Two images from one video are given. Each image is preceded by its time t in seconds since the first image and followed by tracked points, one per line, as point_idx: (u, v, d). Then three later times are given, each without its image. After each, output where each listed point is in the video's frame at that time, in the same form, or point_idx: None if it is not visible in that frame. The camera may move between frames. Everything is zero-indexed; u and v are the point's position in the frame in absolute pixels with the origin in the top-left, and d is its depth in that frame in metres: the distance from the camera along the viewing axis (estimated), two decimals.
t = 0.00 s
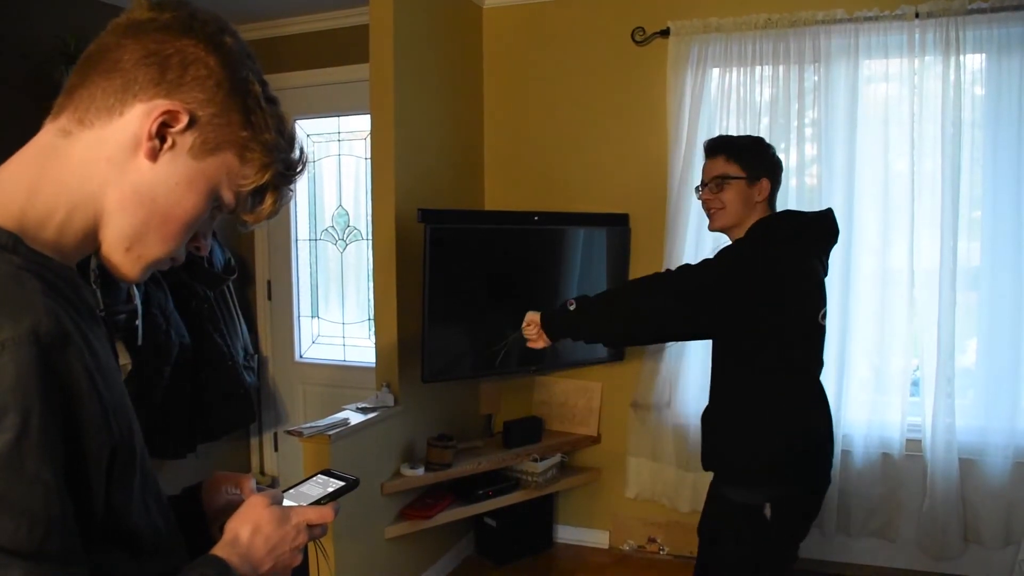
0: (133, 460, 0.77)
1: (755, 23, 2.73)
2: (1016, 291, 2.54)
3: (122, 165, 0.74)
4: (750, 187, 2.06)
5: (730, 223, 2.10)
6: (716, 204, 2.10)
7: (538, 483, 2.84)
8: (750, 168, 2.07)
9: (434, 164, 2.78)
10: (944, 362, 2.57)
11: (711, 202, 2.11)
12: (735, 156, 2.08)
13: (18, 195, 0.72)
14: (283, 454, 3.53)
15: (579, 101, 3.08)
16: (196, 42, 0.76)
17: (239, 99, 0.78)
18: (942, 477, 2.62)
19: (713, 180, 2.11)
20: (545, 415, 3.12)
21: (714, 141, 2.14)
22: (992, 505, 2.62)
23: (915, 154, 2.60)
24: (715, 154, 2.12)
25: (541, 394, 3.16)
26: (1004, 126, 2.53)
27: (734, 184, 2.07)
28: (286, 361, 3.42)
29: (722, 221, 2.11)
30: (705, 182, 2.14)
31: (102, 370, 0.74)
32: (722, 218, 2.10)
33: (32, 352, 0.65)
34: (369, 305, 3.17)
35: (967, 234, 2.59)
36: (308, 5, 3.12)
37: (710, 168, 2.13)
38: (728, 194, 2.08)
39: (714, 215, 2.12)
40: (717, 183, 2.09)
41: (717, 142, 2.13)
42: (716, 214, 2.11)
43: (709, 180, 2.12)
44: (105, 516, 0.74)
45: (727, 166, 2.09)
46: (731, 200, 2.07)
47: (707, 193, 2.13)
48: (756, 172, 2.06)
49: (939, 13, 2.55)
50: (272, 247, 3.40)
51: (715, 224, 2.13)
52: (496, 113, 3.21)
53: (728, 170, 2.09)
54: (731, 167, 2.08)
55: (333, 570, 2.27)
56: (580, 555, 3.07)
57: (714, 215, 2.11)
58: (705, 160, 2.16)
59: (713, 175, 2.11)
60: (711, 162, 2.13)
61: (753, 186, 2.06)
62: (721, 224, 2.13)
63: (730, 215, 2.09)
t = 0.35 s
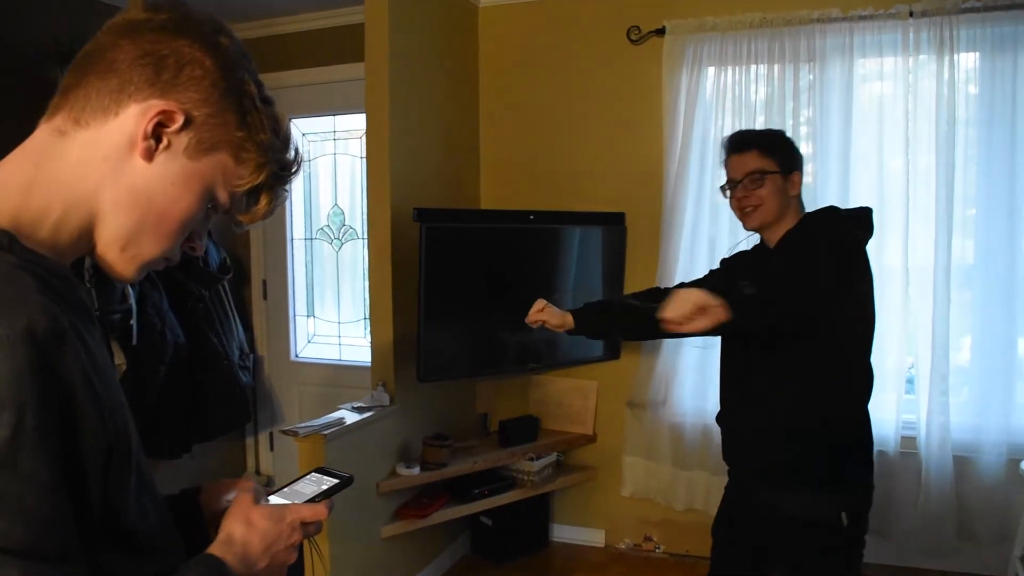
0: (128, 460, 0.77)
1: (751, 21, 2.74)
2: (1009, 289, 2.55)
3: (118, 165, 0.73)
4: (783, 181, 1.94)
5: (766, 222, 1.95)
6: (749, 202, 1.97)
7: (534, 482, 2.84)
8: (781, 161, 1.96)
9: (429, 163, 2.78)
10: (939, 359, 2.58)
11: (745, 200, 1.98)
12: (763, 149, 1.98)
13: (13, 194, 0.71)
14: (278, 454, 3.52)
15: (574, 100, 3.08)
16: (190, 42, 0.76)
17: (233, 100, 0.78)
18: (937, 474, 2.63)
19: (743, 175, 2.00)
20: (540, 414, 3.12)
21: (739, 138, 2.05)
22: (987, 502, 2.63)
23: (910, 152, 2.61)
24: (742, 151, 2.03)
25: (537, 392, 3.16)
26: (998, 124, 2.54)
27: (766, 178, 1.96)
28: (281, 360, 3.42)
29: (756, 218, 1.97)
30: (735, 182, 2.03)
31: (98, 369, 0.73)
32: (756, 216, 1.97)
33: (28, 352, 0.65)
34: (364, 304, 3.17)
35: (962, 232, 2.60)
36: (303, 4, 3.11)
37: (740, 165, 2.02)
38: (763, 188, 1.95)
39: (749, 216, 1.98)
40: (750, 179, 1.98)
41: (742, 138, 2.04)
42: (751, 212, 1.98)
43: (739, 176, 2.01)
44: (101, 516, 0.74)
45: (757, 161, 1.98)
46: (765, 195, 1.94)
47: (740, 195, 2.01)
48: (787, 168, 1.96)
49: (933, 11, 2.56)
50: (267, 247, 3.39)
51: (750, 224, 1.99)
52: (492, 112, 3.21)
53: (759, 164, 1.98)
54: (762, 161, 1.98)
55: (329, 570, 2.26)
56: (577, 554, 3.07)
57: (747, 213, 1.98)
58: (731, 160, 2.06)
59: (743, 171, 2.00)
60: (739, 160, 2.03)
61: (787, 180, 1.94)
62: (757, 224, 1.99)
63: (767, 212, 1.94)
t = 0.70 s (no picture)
0: (113, 455, 0.77)
1: (740, 23, 2.76)
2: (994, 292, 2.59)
3: (108, 162, 0.73)
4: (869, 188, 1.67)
5: (850, 226, 1.65)
6: (835, 199, 1.66)
7: (520, 481, 2.85)
8: (869, 163, 1.69)
9: (419, 161, 2.79)
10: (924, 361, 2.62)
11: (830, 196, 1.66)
12: (854, 145, 1.69)
13: (2, 189, 0.71)
14: (264, 452, 3.51)
15: (564, 99, 3.09)
16: (181, 40, 0.76)
17: (224, 98, 0.78)
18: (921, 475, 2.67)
19: (828, 171, 1.69)
20: (527, 414, 3.13)
21: (824, 127, 1.73)
22: (969, 503, 2.67)
23: (896, 155, 2.64)
24: (829, 142, 1.71)
25: (524, 392, 3.17)
26: (983, 127, 2.57)
27: (856, 179, 1.67)
28: (268, 358, 3.40)
29: (839, 223, 1.65)
30: (816, 176, 1.70)
31: (86, 366, 0.73)
32: (838, 221, 1.65)
33: (17, 347, 0.65)
34: (351, 302, 3.16)
35: (947, 234, 2.64)
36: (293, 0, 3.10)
37: (822, 159, 1.71)
38: (851, 190, 1.65)
39: (830, 215, 1.67)
40: (837, 175, 1.68)
41: (828, 126, 1.72)
42: (833, 215, 1.66)
43: (821, 171, 1.70)
44: (87, 510, 0.74)
45: (845, 158, 1.69)
46: (856, 196, 1.65)
47: (822, 191, 1.69)
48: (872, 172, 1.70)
49: (920, 15, 2.59)
50: (254, 244, 3.38)
51: (828, 229, 1.67)
52: (482, 110, 3.21)
53: (848, 162, 1.68)
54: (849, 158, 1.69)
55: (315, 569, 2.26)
56: (563, 554, 3.08)
57: (824, 216, 1.67)
58: (809, 149, 1.73)
59: (827, 166, 1.70)
60: (824, 152, 1.70)
61: (872, 185, 1.69)
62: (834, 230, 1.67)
63: (853, 214, 1.65)
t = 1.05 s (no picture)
0: (116, 454, 0.76)
1: (741, 23, 2.76)
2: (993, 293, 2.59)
3: (112, 159, 0.73)
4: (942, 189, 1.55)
5: (919, 227, 1.54)
6: (910, 197, 1.53)
7: (520, 480, 2.85)
8: (944, 158, 1.56)
9: (420, 160, 2.79)
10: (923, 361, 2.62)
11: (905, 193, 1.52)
12: (934, 137, 1.54)
13: (7, 186, 0.71)
14: (264, 450, 3.51)
15: (565, 98, 3.09)
16: (187, 39, 0.76)
17: (228, 97, 0.78)
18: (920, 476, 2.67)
19: (907, 164, 1.54)
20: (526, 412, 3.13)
21: (905, 114, 1.56)
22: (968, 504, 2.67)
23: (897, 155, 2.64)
24: (910, 130, 1.54)
25: (524, 390, 3.18)
26: (984, 128, 2.57)
27: (935, 177, 1.53)
28: (268, 356, 3.41)
29: (909, 224, 1.53)
30: (892, 168, 1.55)
31: (90, 365, 0.73)
32: (909, 220, 1.53)
33: (21, 345, 0.65)
34: (351, 300, 3.16)
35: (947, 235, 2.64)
36: None
37: (902, 149, 1.55)
38: (929, 189, 1.52)
39: (899, 213, 1.54)
40: (915, 170, 1.53)
41: (908, 113, 1.55)
42: (905, 213, 1.53)
43: (899, 164, 1.55)
44: (89, 507, 0.74)
45: (926, 151, 1.54)
46: (932, 195, 1.53)
47: (897, 185, 1.54)
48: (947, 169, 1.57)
49: (922, 15, 2.59)
50: (254, 242, 3.38)
51: (897, 227, 1.54)
52: (483, 109, 3.21)
53: (930, 157, 1.54)
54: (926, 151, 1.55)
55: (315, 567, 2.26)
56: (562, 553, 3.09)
57: (895, 213, 1.54)
58: (885, 136, 1.56)
59: (907, 159, 1.54)
60: (903, 141, 1.54)
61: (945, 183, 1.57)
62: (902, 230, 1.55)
63: (925, 214, 1.53)
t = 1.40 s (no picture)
0: (116, 451, 0.76)
1: (743, 24, 2.76)
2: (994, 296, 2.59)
3: (114, 156, 0.73)
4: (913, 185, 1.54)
5: (888, 224, 1.52)
6: (878, 192, 1.52)
7: (519, 479, 2.86)
8: (915, 156, 1.56)
9: (421, 159, 2.78)
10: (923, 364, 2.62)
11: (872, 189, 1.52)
12: (903, 134, 1.54)
13: (8, 183, 0.71)
14: (263, 447, 3.51)
15: (566, 98, 3.09)
16: (189, 35, 0.76)
17: (231, 94, 0.78)
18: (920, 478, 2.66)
19: (874, 161, 1.55)
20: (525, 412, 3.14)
21: (872, 113, 1.57)
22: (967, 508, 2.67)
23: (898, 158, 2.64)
24: (877, 128, 1.55)
25: (523, 389, 3.17)
26: (985, 131, 2.57)
27: (903, 174, 1.53)
28: (267, 353, 3.41)
29: (877, 219, 1.52)
30: (860, 165, 1.55)
31: (91, 361, 0.73)
32: (878, 216, 1.52)
33: (21, 340, 0.65)
34: (352, 298, 3.16)
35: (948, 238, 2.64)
36: None
37: (869, 147, 1.56)
38: (896, 185, 1.52)
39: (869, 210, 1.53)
40: (883, 166, 1.54)
41: (876, 111, 1.57)
42: (873, 209, 1.52)
43: (865, 161, 1.55)
44: (88, 504, 0.74)
45: (894, 148, 1.54)
46: (900, 191, 1.52)
47: (863, 181, 1.54)
48: (918, 168, 1.56)
49: (923, 18, 2.59)
50: (255, 240, 3.38)
51: (865, 223, 1.53)
52: (484, 108, 3.21)
53: (897, 154, 1.54)
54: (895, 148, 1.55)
55: (313, 565, 2.26)
56: (561, 552, 3.09)
57: (862, 209, 1.53)
58: (853, 135, 1.58)
59: (874, 156, 1.55)
60: (870, 139, 1.55)
61: (916, 180, 1.56)
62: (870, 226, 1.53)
63: (894, 210, 1.52)
